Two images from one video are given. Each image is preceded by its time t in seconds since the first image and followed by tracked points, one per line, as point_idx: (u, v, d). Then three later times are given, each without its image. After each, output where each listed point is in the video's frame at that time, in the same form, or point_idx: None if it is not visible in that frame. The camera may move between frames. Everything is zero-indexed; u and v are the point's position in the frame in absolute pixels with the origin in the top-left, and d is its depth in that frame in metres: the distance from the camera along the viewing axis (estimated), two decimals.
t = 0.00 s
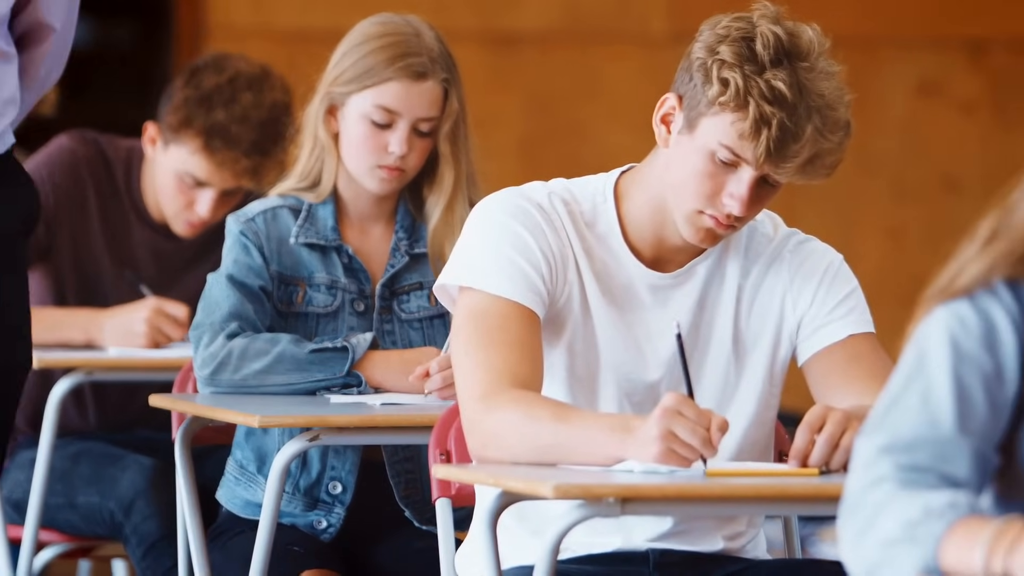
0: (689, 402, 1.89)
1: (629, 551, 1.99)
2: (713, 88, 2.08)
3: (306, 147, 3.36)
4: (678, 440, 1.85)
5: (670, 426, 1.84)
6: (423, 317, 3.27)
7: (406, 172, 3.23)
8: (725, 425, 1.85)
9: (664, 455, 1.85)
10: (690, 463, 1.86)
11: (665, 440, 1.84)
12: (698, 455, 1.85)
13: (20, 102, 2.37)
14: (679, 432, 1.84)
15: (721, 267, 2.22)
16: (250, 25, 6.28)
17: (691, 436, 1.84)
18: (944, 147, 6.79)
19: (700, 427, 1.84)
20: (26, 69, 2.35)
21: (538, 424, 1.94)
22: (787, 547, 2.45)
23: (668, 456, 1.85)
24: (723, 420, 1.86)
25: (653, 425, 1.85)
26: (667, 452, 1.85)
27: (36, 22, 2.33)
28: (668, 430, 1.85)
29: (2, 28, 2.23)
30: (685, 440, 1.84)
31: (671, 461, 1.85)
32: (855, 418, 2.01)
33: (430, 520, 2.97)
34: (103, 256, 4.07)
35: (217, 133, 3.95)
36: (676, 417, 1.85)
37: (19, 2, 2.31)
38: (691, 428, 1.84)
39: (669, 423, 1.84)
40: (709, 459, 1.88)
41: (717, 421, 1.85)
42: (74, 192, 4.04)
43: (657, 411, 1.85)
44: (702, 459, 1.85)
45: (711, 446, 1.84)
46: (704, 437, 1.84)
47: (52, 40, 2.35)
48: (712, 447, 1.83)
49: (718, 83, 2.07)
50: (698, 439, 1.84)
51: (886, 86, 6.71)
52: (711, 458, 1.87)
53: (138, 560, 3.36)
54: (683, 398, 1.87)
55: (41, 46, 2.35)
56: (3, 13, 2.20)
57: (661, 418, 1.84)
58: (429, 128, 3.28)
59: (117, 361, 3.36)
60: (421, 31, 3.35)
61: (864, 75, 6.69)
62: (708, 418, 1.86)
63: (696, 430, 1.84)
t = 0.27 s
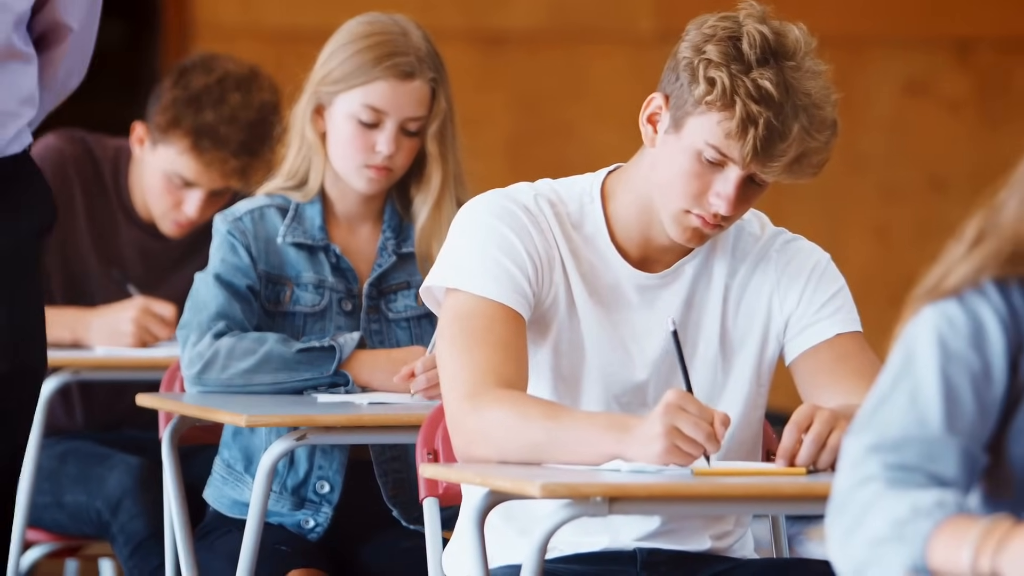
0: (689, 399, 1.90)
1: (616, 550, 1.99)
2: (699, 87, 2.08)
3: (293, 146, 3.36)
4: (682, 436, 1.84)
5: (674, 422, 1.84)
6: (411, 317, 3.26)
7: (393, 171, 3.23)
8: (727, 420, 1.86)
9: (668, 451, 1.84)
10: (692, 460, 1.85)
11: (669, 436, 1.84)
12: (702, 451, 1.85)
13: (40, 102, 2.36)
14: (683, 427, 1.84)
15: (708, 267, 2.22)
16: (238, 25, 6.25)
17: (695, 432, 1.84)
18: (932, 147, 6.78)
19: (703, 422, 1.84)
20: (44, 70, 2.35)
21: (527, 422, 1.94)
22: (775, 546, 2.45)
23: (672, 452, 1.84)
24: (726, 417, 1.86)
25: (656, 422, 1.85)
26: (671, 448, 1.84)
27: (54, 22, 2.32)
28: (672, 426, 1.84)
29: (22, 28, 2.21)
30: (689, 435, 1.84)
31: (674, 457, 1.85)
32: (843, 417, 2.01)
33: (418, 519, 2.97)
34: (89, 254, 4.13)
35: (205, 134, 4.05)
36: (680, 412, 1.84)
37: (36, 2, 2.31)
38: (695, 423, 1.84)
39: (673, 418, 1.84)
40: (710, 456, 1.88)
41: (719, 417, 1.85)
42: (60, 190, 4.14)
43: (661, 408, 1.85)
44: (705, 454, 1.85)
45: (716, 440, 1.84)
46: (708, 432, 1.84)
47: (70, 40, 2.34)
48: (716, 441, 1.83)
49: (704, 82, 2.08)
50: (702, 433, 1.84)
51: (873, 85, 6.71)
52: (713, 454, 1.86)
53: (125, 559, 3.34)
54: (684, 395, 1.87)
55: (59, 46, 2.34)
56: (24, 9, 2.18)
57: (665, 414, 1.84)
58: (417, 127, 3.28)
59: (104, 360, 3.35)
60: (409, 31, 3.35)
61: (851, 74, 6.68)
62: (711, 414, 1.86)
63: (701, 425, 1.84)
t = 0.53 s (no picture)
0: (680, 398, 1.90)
1: (604, 549, 1.99)
2: (683, 86, 2.08)
3: (280, 145, 3.37)
4: (673, 435, 1.84)
5: (666, 422, 1.83)
6: (398, 316, 3.26)
7: (381, 170, 3.23)
8: (718, 421, 1.86)
9: (658, 451, 1.84)
10: (682, 459, 1.85)
11: (661, 435, 1.83)
12: (692, 451, 1.85)
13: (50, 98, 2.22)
14: (675, 427, 1.83)
15: (695, 266, 2.22)
16: (226, 24, 6.24)
17: (687, 431, 1.83)
18: (919, 146, 6.77)
19: (694, 422, 1.84)
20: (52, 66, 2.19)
21: (519, 420, 1.94)
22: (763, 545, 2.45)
23: (663, 451, 1.84)
24: (717, 417, 1.86)
25: (648, 421, 1.84)
26: (662, 447, 1.84)
27: (64, 16, 2.15)
28: (663, 426, 1.83)
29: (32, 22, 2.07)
30: (680, 435, 1.83)
31: (665, 457, 1.84)
32: (830, 416, 2.02)
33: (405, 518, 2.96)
34: (77, 253, 4.13)
35: (193, 132, 4.07)
36: (672, 412, 1.84)
37: None
38: (687, 423, 1.83)
39: (664, 418, 1.83)
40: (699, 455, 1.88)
41: (710, 417, 1.86)
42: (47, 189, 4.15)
43: (652, 407, 1.84)
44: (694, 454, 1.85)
45: (706, 441, 1.84)
46: (699, 432, 1.84)
47: (80, 34, 2.18)
48: (706, 442, 1.83)
49: (689, 81, 2.08)
50: (693, 433, 1.83)
51: (861, 83, 6.69)
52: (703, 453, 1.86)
53: (112, 558, 3.31)
54: (676, 394, 1.87)
55: (69, 41, 2.18)
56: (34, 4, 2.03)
57: (657, 414, 1.83)
58: (405, 127, 3.28)
59: (90, 359, 3.34)
60: (396, 29, 3.35)
61: (840, 72, 6.66)
62: (702, 414, 1.86)
63: (692, 425, 1.84)
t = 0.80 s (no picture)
0: (662, 397, 1.89)
1: (593, 548, 1.99)
2: (671, 85, 2.09)
3: (269, 145, 3.36)
4: (652, 435, 1.83)
5: (645, 421, 1.83)
6: (387, 315, 3.25)
7: (370, 169, 3.23)
8: (699, 420, 1.85)
9: (639, 450, 1.84)
10: (663, 459, 1.85)
11: (640, 435, 1.83)
12: (672, 450, 1.84)
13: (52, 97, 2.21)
14: (654, 427, 1.83)
15: (683, 265, 2.22)
16: (215, 24, 6.23)
17: (666, 432, 1.83)
18: (909, 145, 6.76)
19: (674, 422, 1.84)
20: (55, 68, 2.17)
21: (505, 420, 1.94)
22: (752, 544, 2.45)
23: (643, 451, 1.84)
24: (697, 416, 1.86)
25: (627, 421, 1.84)
26: (643, 447, 1.83)
27: (67, 16, 2.14)
28: (642, 425, 1.83)
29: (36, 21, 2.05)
30: (660, 434, 1.83)
31: (646, 456, 1.84)
32: (819, 416, 2.02)
33: (395, 517, 2.94)
34: (66, 253, 4.11)
35: (183, 131, 4.13)
36: (651, 412, 1.83)
37: None
38: (666, 423, 1.83)
39: (643, 418, 1.83)
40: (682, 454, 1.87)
41: (690, 416, 1.85)
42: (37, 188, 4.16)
43: (631, 407, 1.84)
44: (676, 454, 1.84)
45: (686, 441, 1.83)
46: (679, 432, 1.83)
47: (83, 33, 2.17)
48: (686, 441, 1.83)
49: (676, 80, 2.09)
50: (672, 434, 1.83)
51: (852, 82, 6.67)
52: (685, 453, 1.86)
53: (101, 558, 3.32)
54: (656, 394, 1.86)
55: (71, 41, 2.17)
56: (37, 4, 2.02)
57: (636, 414, 1.83)
58: (394, 126, 3.29)
59: (80, 359, 3.34)
60: (386, 29, 3.36)
61: (830, 71, 6.64)
62: (682, 413, 1.85)
63: (671, 425, 1.83)
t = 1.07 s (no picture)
0: (645, 397, 1.89)
1: (582, 548, 1.99)
2: (659, 84, 2.09)
3: (258, 144, 3.37)
4: (634, 435, 1.84)
5: (626, 422, 1.83)
6: (376, 315, 3.24)
7: (359, 169, 3.24)
8: (680, 420, 1.85)
9: (621, 450, 1.84)
10: (645, 459, 1.85)
11: (622, 436, 1.83)
12: (654, 450, 1.84)
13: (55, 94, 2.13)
14: (635, 428, 1.83)
15: (672, 264, 2.22)
16: (204, 23, 6.23)
17: (647, 432, 1.83)
18: (897, 145, 6.71)
19: (655, 422, 1.84)
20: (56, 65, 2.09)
21: (492, 420, 1.94)
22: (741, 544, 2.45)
23: (625, 451, 1.84)
24: (679, 416, 1.85)
25: (610, 422, 1.84)
26: (624, 447, 1.84)
27: (68, 15, 2.05)
28: (624, 426, 1.84)
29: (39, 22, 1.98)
30: (641, 435, 1.83)
31: (627, 456, 1.85)
32: (808, 415, 2.02)
33: (383, 517, 2.94)
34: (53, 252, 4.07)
35: (170, 130, 4.22)
36: (633, 413, 1.83)
37: None
38: (647, 423, 1.83)
39: (625, 419, 1.83)
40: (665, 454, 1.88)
41: (672, 417, 1.85)
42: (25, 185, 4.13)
43: (612, 408, 1.84)
44: (658, 453, 1.85)
45: (668, 441, 1.83)
46: (660, 433, 1.83)
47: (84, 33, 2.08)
48: (668, 442, 1.83)
49: (664, 79, 2.09)
50: (654, 434, 1.83)
51: (839, 81, 6.63)
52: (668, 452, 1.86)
53: (89, 557, 3.30)
54: (638, 395, 1.86)
55: (73, 40, 2.08)
56: (38, 6, 1.94)
57: (617, 415, 1.84)
58: (382, 126, 3.29)
59: (69, 359, 3.34)
60: (374, 28, 3.37)
61: (818, 71, 6.61)
62: (664, 414, 1.85)
63: (653, 425, 1.83)
